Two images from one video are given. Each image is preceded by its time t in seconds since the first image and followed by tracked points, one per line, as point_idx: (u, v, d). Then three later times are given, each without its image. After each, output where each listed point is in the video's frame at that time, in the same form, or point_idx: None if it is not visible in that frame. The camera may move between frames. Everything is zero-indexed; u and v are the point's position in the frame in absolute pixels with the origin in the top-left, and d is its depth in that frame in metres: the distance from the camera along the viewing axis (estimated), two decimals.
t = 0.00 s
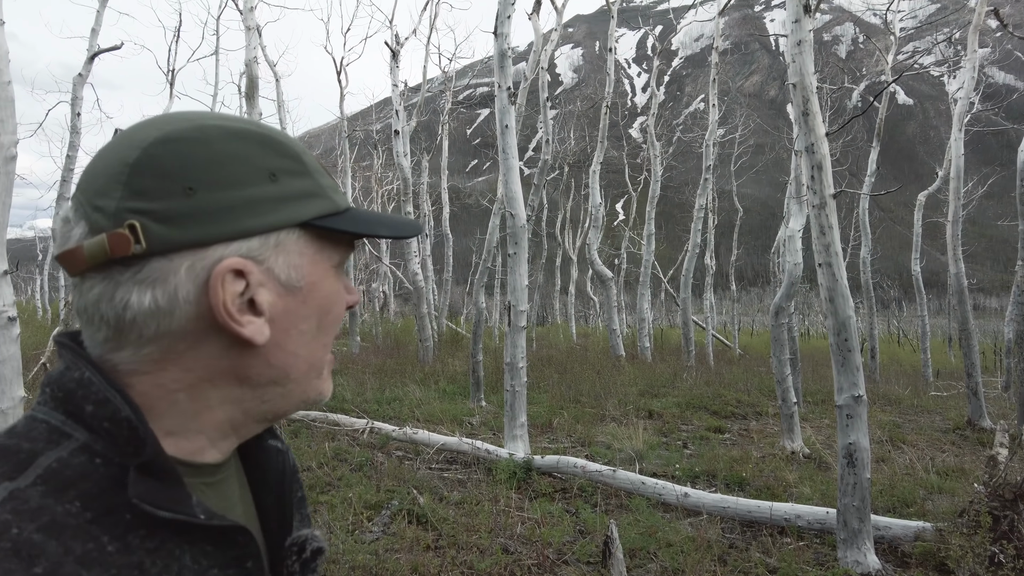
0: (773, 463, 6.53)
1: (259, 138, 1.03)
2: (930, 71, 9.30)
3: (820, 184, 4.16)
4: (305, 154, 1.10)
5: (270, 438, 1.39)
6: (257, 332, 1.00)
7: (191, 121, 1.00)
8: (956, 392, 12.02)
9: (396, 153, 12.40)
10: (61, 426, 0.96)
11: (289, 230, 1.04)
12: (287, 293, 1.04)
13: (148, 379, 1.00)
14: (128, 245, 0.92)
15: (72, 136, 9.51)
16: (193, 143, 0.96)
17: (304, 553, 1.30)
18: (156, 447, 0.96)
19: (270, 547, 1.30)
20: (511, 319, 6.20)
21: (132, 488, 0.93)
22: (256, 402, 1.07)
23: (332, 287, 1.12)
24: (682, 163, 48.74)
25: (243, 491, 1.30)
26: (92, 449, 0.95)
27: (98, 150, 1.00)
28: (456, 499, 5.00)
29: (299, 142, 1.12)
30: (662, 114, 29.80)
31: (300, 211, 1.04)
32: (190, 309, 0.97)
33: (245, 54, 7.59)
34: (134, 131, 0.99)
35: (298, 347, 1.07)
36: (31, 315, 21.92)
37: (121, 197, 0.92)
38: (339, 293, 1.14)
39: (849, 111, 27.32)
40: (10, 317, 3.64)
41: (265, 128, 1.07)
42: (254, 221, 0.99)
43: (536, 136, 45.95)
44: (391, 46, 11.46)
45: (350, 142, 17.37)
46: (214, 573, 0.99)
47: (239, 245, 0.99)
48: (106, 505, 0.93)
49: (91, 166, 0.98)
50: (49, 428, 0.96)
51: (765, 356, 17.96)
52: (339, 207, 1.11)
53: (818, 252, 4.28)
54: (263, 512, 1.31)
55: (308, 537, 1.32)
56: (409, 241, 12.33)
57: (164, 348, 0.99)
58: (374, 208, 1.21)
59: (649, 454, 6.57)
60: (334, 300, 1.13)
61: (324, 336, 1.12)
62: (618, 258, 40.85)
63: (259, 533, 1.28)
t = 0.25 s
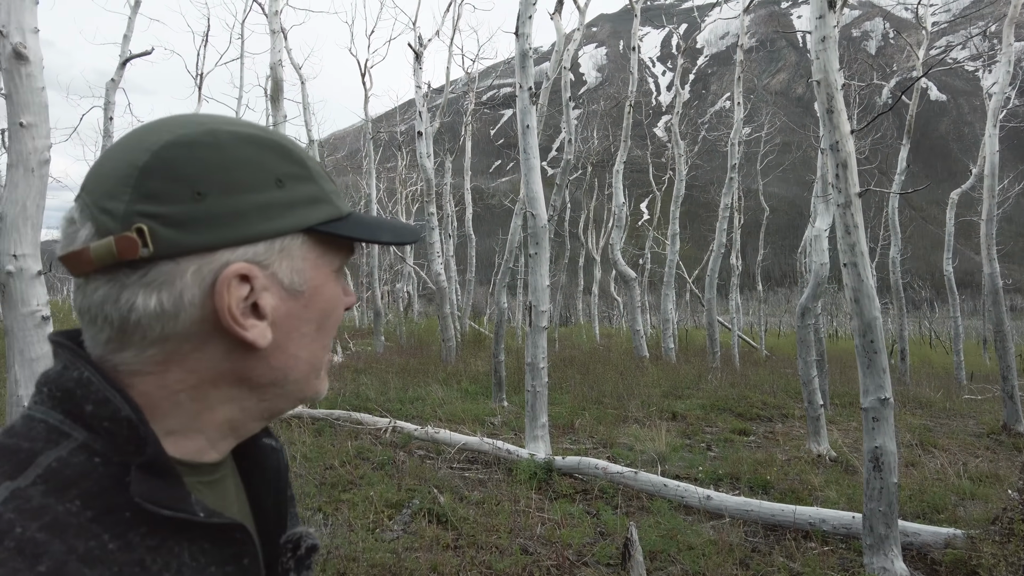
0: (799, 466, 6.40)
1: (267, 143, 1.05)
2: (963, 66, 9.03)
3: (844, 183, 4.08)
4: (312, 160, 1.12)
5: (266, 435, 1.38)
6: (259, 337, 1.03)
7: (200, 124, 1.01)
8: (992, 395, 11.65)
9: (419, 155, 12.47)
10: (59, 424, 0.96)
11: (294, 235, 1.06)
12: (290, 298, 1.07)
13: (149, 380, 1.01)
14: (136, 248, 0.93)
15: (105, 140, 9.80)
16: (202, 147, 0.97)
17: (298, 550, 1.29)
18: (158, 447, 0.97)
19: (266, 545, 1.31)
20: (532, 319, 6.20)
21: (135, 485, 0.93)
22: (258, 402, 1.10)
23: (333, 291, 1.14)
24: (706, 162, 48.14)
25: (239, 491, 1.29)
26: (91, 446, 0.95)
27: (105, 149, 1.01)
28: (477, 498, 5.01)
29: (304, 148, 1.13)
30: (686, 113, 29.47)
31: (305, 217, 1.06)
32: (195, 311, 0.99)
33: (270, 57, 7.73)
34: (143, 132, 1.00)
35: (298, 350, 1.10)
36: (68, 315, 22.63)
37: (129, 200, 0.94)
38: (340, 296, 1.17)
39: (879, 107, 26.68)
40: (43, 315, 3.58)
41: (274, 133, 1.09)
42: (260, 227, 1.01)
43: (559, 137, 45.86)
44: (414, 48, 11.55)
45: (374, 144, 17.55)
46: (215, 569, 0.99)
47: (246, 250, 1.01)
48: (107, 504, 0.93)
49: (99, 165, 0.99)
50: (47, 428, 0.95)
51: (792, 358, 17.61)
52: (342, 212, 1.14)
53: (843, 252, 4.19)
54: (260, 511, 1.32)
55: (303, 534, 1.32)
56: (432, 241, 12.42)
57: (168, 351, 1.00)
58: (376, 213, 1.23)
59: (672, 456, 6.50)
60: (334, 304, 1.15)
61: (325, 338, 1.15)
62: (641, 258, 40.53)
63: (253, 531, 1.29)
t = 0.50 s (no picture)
0: (834, 471, 6.22)
1: (257, 141, 1.04)
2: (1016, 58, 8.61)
3: (881, 180, 3.94)
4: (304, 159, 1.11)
5: (257, 433, 1.38)
6: (245, 337, 1.02)
7: (188, 121, 1.00)
8: None
9: (450, 157, 12.55)
10: (43, 426, 0.95)
11: (282, 234, 1.05)
12: (277, 298, 1.06)
13: (134, 381, 1.01)
14: (119, 247, 0.93)
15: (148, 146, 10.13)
16: (190, 143, 0.97)
17: (289, 549, 1.29)
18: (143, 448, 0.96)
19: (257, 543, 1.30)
20: (560, 320, 6.16)
21: (122, 487, 0.94)
22: (245, 403, 1.09)
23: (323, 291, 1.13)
24: (741, 160, 47.22)
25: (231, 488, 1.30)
26: (76, 447, 0.94)
27: (93, 145, 1.00)
28: (504, 499, 5.01)
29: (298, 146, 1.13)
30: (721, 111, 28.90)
31: (293, 216, 1.05)
32: (179, 312, 0.98)
33: (303, 62, 7.89)
34: (130, 127, 1.00)
35: (286, 350, 1.09)
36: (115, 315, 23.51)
37: (113, 198, 0.93)
38: (331, 295, 1.16)
39: (923, 102, 25.75)
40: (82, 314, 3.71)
41: (265, 129, 1.08)
42: (246, 227, 1.00)
43: (590, 137, 45.58)
44: (445, 50, 11.62)
45: (406, 146, 17.73)
46: (206, 567, 1.00)
47: (231, 250, 1.00)
48: (95, 505, 0.93)
49: (86, 161, 0.98)
50: (31, 428, 0.95)
51: (832, 361, 17.10)
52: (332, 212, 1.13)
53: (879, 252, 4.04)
54: (250, 509, 1.31)
55: (294, 532, 1.33)
56: (463, 242, 12.47)
57: (153, 351, 1.00)
58: (370, 212, 1.22)
59: (703, 460, 6.38)
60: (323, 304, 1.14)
61: (314, 338, 1.14)
62: (674, 258, 39.98)
63: (247, 529, 1.29)
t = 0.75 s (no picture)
0: (869, 475, 6.05)
1: (270, 138, 1.02)
2: None
3: (918, 177, 3.83)
4: (319, 154, 1.09)
5: (279, 423, 1.41)
6: (261, 337, 1.02)
7: (202, 119, 1.00)
8: None
9: (479, 158, 12.60)
10: (68, 416, 0.95)
11: (299, 232, 1.04)
12: (293, 298, 1.05)
13: (152, 377, 1.01)
14: (134, 247, 0.93)
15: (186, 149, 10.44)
16: (202, 144, 0.96)
17: (310, 537, 1.28)
18: (164, 439, 0.95)
19: (282, 535, 1.31)
20: (588, 320, 6.13)
21: (145, 477, 0.94)
22: (263, 402, 1.09)
23: (339, 289, 1.12)
24: (773, 158, 46.25)
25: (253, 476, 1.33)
26: (102, 437, 0.94)
27: (110, 143, 1.01)
28: (531, 499, 5.02)
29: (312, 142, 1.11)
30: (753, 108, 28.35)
31: (309, 214, 1.04)
32: (194, 310, 0.98)
33: (335, 65, 8.03)
34: (144, 127, 1.00)
35: (302, 349, 1.08)
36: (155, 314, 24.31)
37: (128, 198, 0.94)
38: (348, 293, 1.15)
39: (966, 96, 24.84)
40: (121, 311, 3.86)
41: (279, 125, 1.07)
42: (259, 226, 0.99)
43: (619, 135, 45.23)
44: (473, 52, 11.69)
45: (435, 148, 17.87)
46: (231, 555, 1.01)
47: (246, 247, 0.99)
48: (119, 494, 0.93)
49: (103, 161, 0.99)
50: (57, 420, 0.95)
51: (868, 364, 16.64)
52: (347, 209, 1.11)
53: (916, 251, 3.93)
54: (273, 501, 1.34)
55: (316, 521, 1.31)
56: (491, 243, 12.54)
57: (170, 347, 1.00)
58: (389, 208, 1.20)
59: (734, 463, 6.27)
60: (340, 302, 1.13)
61: (330, 337, 1.13)
62: (704, 258, 39.41)
63: (268, 516, 1.32)
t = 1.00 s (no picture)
0: (887, 478, 5.97)
1: (296, 138, 1.04)
2: None
3: (938, 176, 3.78)
4: (344, 155, 1.11)
5: (300, 416, 1.44)
6: (281, 336, 1.04)
7: (230, 116, 1.02)
8: None
9: (494, 158, 12.62)
10: (96, 408, 0.98)
11: (321, 233, 1.06)
12: (314, 298, 1.08)
13: (177, 371, 1.04)
14: (158, 242, 0.95)
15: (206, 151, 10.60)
16: (229, 142, 0.98)
17: (331, 530, 1.31)
18: (189, 431, 0.98)
19: (303, 525, 1.35)
20: (604, 321, 6.12)
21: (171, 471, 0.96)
22: (282, 399, 1.12)
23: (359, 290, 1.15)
24: (792, 158, 45.72)
25: (274, 465, 1.36)
26: (128, 430, 0.97)
27: (140, 139, 1.03)
28: (546, 499, 5.03)
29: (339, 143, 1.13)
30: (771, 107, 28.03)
31: (332, 215, 1.06)
32: (216, 308, 1.00)
33: (352, 67, 8.11)
34: (174, 123, 1.02)
35: (321, 348, 1.11)
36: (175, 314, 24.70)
37: (155, 192, 0.96)
38: (367, 293, 1.17)
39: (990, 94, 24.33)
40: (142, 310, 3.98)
41: (306, 125, 1.09)
42: (280, 225, 1.01)
43: (635, 136, 45.00)
44: (488, 53, 11.72)
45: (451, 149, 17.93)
46: (253, 546, 1.04)
47: (268, 247, 1.02)
48: (146, 486, 0.95)
49: (132, 156, 1.02)
50: (86, 411, 0.98)
51: (887, 366, 16.38)
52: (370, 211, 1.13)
53: (935, 251, 3.88)
54: (295, 490, 1.38)
55: (336, 513, 1.34)
56: (506, 243, 12.55)
57: (193, 342, 1.03)
58: (410, 211, 1.22)
59: (750, 465, 6.22)
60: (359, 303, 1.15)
61: (348, 336, 1.15)
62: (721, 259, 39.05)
63: (290, 506, 1.36)
